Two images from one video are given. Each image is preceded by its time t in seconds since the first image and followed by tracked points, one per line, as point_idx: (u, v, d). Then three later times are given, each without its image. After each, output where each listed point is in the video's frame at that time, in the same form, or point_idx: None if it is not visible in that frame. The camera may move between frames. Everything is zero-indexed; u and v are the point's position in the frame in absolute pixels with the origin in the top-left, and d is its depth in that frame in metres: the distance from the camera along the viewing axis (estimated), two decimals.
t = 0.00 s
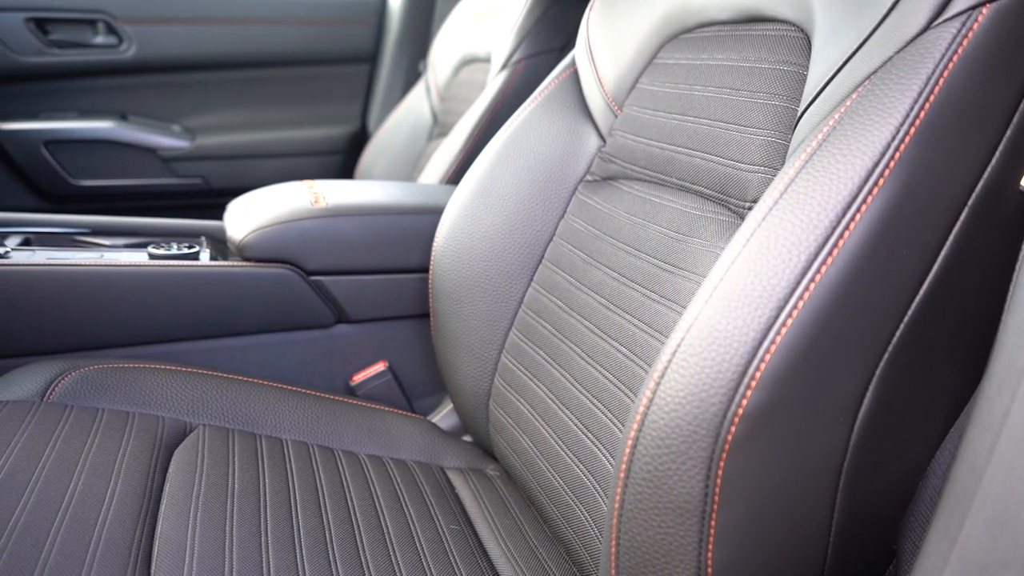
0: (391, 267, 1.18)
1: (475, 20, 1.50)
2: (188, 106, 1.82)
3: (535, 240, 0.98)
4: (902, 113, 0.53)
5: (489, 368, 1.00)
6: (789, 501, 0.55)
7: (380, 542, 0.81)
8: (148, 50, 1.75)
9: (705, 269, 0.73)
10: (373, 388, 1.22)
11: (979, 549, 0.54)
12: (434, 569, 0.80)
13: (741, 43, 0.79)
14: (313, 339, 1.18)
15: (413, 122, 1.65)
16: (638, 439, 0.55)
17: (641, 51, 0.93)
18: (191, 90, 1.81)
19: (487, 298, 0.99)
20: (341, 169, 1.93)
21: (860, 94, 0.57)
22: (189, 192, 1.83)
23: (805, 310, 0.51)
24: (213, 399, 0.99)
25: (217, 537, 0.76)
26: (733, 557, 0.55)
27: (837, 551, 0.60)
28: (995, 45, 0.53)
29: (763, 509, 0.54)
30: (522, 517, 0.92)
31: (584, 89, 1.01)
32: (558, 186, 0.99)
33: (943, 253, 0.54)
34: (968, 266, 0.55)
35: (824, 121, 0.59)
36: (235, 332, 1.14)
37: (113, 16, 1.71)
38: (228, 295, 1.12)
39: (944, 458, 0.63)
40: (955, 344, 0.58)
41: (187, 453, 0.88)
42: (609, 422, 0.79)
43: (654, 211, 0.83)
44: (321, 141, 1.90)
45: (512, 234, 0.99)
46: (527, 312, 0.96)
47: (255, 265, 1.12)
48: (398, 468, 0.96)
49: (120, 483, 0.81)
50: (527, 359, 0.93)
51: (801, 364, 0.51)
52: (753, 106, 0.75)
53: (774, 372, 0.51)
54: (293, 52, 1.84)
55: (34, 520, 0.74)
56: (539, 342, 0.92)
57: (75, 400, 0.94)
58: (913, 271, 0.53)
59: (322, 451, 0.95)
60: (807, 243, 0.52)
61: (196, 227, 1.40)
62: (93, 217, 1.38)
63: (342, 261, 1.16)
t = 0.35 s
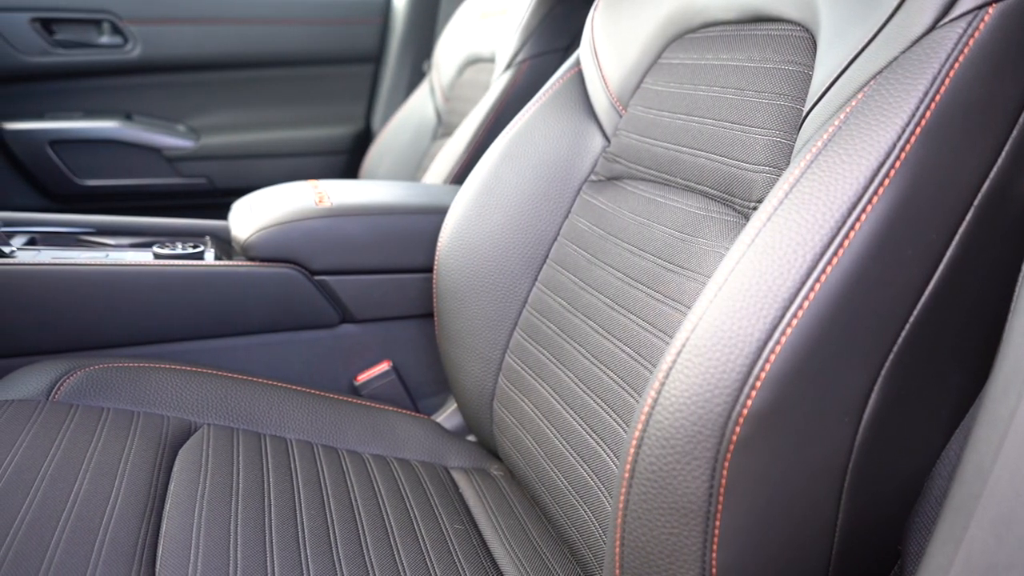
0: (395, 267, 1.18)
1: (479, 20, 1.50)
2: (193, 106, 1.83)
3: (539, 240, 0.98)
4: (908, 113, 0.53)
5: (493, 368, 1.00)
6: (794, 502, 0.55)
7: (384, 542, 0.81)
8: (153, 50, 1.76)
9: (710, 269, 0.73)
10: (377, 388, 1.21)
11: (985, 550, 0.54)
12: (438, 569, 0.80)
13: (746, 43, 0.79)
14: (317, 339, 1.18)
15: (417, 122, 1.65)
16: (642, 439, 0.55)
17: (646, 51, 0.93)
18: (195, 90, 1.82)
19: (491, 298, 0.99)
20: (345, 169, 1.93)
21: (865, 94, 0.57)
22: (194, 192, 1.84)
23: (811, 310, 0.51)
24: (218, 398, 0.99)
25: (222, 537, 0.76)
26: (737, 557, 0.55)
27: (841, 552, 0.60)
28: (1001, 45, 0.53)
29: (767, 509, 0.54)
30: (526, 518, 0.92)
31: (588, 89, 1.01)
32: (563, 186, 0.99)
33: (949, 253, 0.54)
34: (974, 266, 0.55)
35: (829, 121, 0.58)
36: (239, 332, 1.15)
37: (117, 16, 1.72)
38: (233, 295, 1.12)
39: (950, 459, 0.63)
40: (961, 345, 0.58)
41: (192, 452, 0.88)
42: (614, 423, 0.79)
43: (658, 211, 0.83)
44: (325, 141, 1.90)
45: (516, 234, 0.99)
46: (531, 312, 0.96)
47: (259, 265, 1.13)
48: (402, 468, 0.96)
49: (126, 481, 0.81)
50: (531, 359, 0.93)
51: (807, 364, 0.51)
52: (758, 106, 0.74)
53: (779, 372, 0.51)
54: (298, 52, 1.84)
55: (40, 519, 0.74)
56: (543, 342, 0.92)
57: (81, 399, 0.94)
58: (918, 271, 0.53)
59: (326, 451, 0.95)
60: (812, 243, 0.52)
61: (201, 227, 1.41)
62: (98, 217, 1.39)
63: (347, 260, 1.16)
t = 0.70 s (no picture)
0: (399, 267, 1.18)
1: (483, 19, 1.50)
2: (197, 106, 1.83)
3: (543, 240, 0.98)
4: (913, 113, 0.53)
5: (497, 367, 1.00)
6: (798, 502, 0.55)
7: (388, 542, 0.81)
8: (157, 50, 1.76)
9: (714, 269, 0.73)
10: (381, 388, 1.21)
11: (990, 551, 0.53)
12: (442, 569, 0.80)
13: (750, 43, 0.79)
14: (321, 338, 1.19)
15: (421, 122, 1.65)
16: (646, 439, 0.55)
17: (650, 51, 0.93)
18: (200, 90, 1.82)
19: (495, 298, 0.99)
20: (349, 169, 1.93)
21: (870, 94, 0.57)
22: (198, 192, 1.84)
23: (815, 310, 0.51)
24: (221, 398, 0.99)
25: (227, 536, 0.76)
26: (741, 558, 0.55)
27: (846, 553, 0.60)
28: (1006, 46, 0.53)
29: (772, 509, 0.54)
30: (530, 518, 0.92)
31: (592, 89, 1.01)
32: (567, 186, 0.99)
33: (954, 254, 0.54)
34: (979, 266, 0.55)
35: (834, 121, 0.58)
36: (243, 331, 1.15)
37: (122, 16, 1.72)
38: (237, 295, 1.12)
39: (955, 460, 0.63)
40: (966, 345, 0.58)
41: (196, 451, 0.88)
42: (618, 423, 0.79)
43: (662, 211, 0.83)
44: (329, 140, 1.90)
45: (520, 234, 0.99)
46: (535, 312, 0.96)
47: (263, 264, 1.13)
48: (406, 468, 0.96)
49: (130, 480, 0.81)
50: (535, 359, 0.93)
51: (811, 364, 0.51)
52: (762, 106, 0.74)
53: (783, 372, 0.51)
54: (302, 52, 1.84)
55: (45, 518, 0.74)
56: (547, 342, 0.92)
57: (85, 398, 0.94)
58: (924, 271, 0.53)
59: (330, 450, 0.95)
60: (816, 243, 0.52)
61: (204, 227, 1.41)
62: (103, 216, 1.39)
63: (350, 260, 1.16)
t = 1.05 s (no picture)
0: (403, 266, 1.18)
1: (486, 20, 1.50)
2: (200, 105, 1.83)
3: (547, 240, 0.98)
4: (917, 113, 0.53)
5: (500, 367, 1.00)
6: (803, 502, 0.55)
7: (391, 542, 0.81)
8: (162, 50, 1.76)
9: (718, 269, 0.73)
10: (385, 387, 1.21)
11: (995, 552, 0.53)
12: (445, 569, 0.80)
13: (755, 43, 0.79)
14: (325, 338, 1.19)
15: (424, 123, 1.66)
16: (649, 439, 0.55)
17: (654, 50, 0.93)
18: (203, 90, 1.82)
19: (498, 298, 0.99)
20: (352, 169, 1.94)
21: (874, 94, 0.56)
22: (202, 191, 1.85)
23: (819, 310, 0.51)
24: (225, 397, 0.99)
25: (231, 535, 0.76)
26: (745, 558, 0.55)
27: (850, 553, 0.60)
28: (1012, 46, 0.53)
29: (775, 509, 0.54)
30: (533, 517, 0.92)
31: (596, 89, 1.01)
32: (570, 186, 0.99)
33: (959, 254, 0.54)
34: (983, 267, 0.55)
35: (838, 121, 0.58)
36: (247, 331, 1.15)
37: (127, 16, 1.72)
38: (241, 294, 1.12)
39: (958, 460, 0.63)
40: (970, 345, 0.58)
41: (200, 451, 0.88)
42: (620, 423, 0.79)
43: (666, 211, 0.83)
44: (333, 140, 1.91)
45: (523, 234, 0.99)
46: (538, 312, 0.96)
47: (267, 264, 1.13)
48: (409, 467, 0.96)
49: (135, 480, 0.81)
50: (538, 359, 0.93)
51: (815, 364, 0.51)
52: (767, 106, 0.74)
53: (787, 373, 0.51)
54: (306, 52, 1.85)
55: (50, 517, 0.74)
56: (550, 342, 0.92)
57: (89, 398, 0.94)
58: (928, 271, 0.53)
59: (333, 450, 0.95)
60: (820, 243, 0.52)
61: (208, 226, 1.41)
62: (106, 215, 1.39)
63: (354, 260, 1.16)
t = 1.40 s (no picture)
0: (406, 267, 1.18)
1: (490, 20, 1.50)
2: (204, 105, 1.83)
3: (550, 240, 0.98)
4: (921, 113, 0.53)
5: (503, 367, 1.00)
6: (806, 502, 0.55)
7: (394, 542, 0.81)
8: (165, 50, 1.76)
9: (721, 269, 0.73)
10: (388, 387, 1.21)
11: (1000, 553, 0.53)
12: (448, 569, 0.80)
13: (758, 43, 0.79)
14: (328, 338, 1.19)
15: (427, 123, 1.66)
16: (652, 439, 0.55)
17: (657, 50, 0.93)
18: (207, 90, 1.82)
19: (501, 298, 0.99)
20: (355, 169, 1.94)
21: (878, 94, 0.56)
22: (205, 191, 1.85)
23: (823, 311, 0.51)
24: (229, 397, 1.00)
25: (234, 535, 0.76)
26: (749, 558, 0.54)
27: (854, 554, 0.60)
28: (1016, 46, 0.53)
29: (779, 509, 0.54)
30: (536, 517, 0.92)
31: (599, 89, 1.01)
32: (573, 186, 0.98)
33: (963, 254, 0.53)
34: (988, 267, 0.55)
35: (842, 121, 0.58)
36: (250, 330, 1.15)
37: (131, 16, 1.72)
38: (244, 294, 1.12)
39: (962, 461, 0.63)
40: (974, 346, 0.58)
41: (203, 450, 0.88)
42: (624, 423, 0.79)
43: (669, 211, 0.83)
44: (336, 140, 1.91)
45: (526, 234, 0.99)
46: (541, 312, 0.96)
47: (270, 264, 1.13)
48: (412, 467, 0.96)
49: (138, 479, 0.82)
50: (541, 359, 0.93)
51: (819, 365, 0.51)
52: (771, 106, 0.74)
53: (790, 373, 0.51)
54: (309, 52, 1.85)
55: (54, 515, 0.74)
56: (553, 342, 0.92)
57: (93, 397, 0.94)
58: (932, 271, 0.53)
59: (336, 450, 0.95)
60: (824, 243, 0.52)
61: (211, 226, 1.41)
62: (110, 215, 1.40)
63: (357, 260, 1.16)
